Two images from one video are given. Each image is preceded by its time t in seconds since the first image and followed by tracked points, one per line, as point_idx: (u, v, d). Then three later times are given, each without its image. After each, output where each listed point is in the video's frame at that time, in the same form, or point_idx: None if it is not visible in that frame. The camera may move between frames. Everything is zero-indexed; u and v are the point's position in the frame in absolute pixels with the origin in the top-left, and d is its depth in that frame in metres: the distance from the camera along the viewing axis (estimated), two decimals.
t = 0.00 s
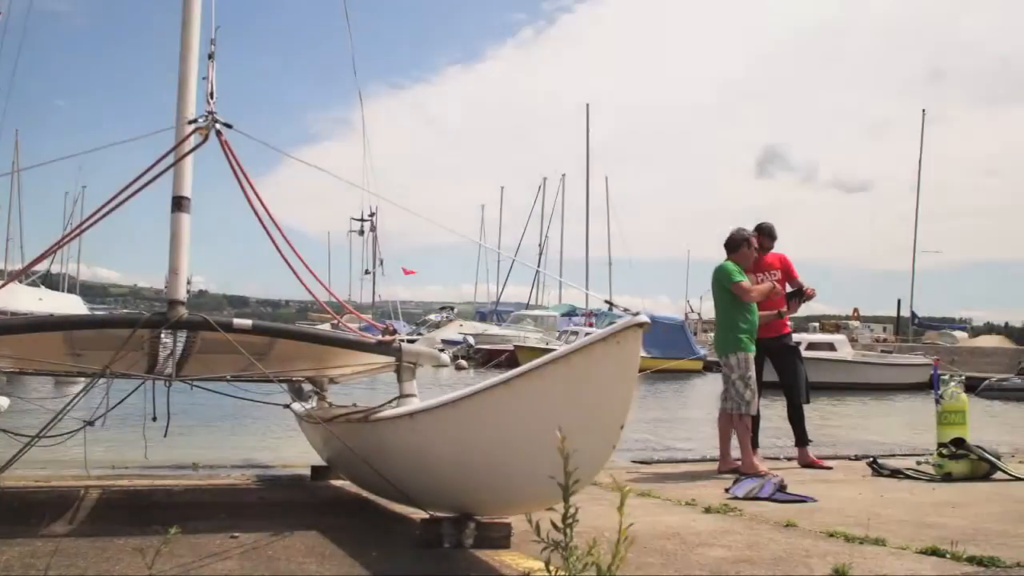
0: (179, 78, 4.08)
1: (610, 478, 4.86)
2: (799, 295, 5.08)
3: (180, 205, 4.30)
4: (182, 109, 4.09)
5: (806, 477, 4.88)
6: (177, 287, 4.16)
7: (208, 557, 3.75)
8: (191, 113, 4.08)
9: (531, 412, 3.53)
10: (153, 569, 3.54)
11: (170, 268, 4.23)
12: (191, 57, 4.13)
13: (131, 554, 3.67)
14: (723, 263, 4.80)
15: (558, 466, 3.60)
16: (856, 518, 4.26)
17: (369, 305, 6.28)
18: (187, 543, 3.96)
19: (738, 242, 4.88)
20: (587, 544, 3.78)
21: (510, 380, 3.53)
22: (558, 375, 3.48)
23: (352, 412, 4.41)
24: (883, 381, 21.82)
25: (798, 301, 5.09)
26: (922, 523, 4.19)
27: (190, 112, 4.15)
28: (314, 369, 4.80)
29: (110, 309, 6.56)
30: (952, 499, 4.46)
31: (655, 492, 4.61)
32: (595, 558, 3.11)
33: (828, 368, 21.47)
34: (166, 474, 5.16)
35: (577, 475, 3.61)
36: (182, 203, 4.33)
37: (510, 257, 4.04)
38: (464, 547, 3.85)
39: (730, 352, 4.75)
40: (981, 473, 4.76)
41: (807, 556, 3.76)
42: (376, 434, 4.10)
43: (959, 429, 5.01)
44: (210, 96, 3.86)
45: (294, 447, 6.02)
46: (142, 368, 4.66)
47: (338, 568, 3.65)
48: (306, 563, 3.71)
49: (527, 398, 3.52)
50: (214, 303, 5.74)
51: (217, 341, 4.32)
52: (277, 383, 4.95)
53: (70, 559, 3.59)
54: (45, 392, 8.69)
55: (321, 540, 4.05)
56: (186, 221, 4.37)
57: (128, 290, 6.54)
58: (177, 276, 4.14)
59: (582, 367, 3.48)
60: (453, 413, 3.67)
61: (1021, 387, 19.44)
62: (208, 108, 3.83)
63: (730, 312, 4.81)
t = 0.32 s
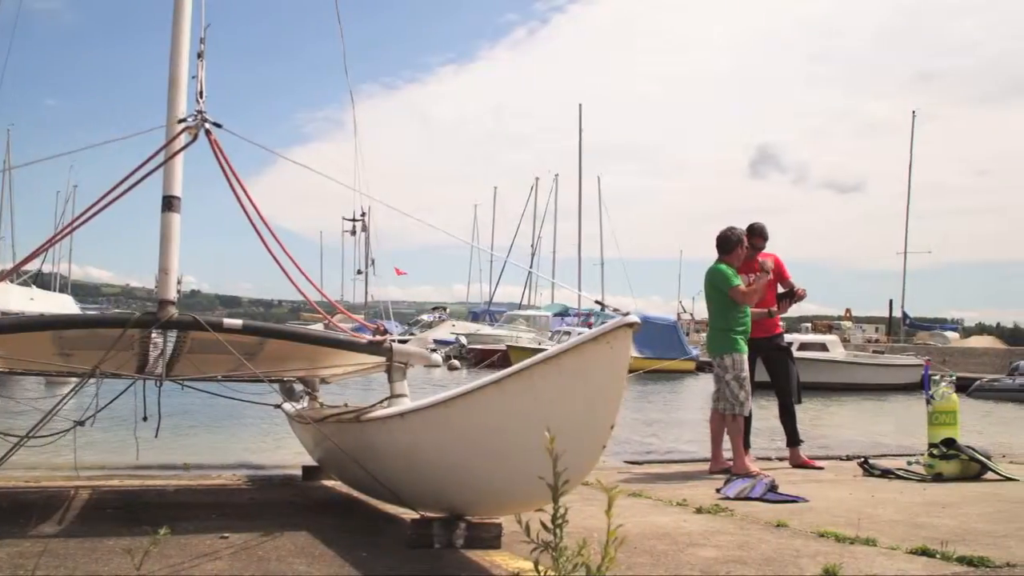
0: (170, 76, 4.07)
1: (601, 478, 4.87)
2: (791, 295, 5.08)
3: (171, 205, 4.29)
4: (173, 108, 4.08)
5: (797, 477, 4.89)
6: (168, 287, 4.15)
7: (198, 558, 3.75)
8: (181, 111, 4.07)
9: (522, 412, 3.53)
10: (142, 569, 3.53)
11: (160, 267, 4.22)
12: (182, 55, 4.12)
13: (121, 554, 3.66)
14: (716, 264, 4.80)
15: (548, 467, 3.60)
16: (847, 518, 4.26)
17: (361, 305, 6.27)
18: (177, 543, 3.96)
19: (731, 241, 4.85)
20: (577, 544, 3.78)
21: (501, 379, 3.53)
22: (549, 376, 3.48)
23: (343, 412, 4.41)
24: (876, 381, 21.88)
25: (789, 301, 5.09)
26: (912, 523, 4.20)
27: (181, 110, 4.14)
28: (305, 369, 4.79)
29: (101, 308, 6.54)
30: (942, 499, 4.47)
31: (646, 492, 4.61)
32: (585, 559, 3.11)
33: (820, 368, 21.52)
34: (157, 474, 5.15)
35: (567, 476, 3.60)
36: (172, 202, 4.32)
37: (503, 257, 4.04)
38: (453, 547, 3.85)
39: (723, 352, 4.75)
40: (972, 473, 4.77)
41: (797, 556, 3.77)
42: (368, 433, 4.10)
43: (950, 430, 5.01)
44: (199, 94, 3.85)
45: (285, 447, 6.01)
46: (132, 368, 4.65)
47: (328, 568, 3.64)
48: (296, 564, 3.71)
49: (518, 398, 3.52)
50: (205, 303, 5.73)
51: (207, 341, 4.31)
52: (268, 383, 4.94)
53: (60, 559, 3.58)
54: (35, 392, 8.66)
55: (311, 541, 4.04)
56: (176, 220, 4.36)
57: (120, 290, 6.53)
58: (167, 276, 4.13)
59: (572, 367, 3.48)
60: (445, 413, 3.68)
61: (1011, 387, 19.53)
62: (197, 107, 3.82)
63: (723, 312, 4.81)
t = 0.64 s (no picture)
0: (159, 74, 4.06)
1: (592, 478, 4.87)
2: (781, 297, 5.10)
3: (160, 204, 4.28)
4: (162, 106, 4.07)
5: (787, 477, 4.89)
6: (156, 286, 4.13)
7: (186, 558, 3.73)
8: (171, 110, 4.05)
9: (511, 412, 3.52)
10: (129, 570, 3.51)
11: (149, 266, 4.21)
12: (171, 54, 4.11)
13: (108, 554, 3.65)
14: (709, 264, 4.79)
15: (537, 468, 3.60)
16: (836, 518, 4.27)
17: (351, 305, 6.26)
18: (166, 543, 3.95)
19: (724, 242, 4.85)
20: (566, 545, 3.77)
21: (489, 379, 3.53)
22: (536, 376, 3.48)
23: (332, 413, 4.40)
24: (868, 381, 21.94)
25: (780, 302, 5.11)
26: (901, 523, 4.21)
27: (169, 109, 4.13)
28: (294, 369, 4.78)
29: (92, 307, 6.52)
30: (931, 499, 4.48)
31: (636, 492, 4.61)
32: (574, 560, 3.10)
33: (812, 368, 21.58)
34: (146, 474, 5.14)
35: (555, 477, 3.59)
36: (161, 201, 4.31)
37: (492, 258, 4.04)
38: (443, 547, 3.84)
39: (714, 353, 4.75)
40: (961, 473, 4.78)
41: (786, 556, 3.77)
42: (357, 433, 4.10)
43: (939, 430, 5.02)
44: (187, 93, 3.84)
45: (275, 447, 6.00)
46: (121, 368, 4.63)
47: (317, 568, 3.64)
48: (285, 564, 3.69)
49: (506, 398, 3.52)
50: (196, 303, 5.70)
51: (196, 341, 4.30)
52: (258, 383, 4.93)
53: (47, 559, 3.57)
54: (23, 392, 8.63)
55: (300, 541, 4.04)
56: (165, 219, 4.34)
57: (111, 290, 6.50)
58: (155, 275, 4.12)
59: (560, 368, 3.47)
60: (434, 414, 3.68)
61: (1001, 387, 19.62)
62: (185, 105, 3.81)
63: (715, 313, 4.81)
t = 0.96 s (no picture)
0: (146, 73, 4.04)
1: (580, 478, 4.87)
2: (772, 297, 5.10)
3: (146, 203, 4.26)
4: (149, 105, 4.05)
5: (776, 477, 4.90)
6: (143, 286, 4.12)
7: (173, 559, 3.72)
8: (158, 108, 4.03)
9: (498, 412, 3.52)
10: (114, 571, 3.49)
11: (136, 266, 4.19)
12: (158, 53, 4.08)
13: (94, 555, 3.64)
14: (695, 264, 4.80)
15: (524, 468, 3.59)
16: (824, 518, 4.27)
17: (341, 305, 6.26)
18: (152, 543, 3.93)
19: (713, 242, 4.85)
20: (553, 545, 3.77)
21: (476, 379, 3.52)
22: (523, 376, 3.47)
23: (320, 413, 4.39)
24: (859, 381, 22.03)
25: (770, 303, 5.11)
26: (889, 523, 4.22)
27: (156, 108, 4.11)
28: (282, 369, 4.76)
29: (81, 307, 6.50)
30: (919, 499, 4.49)
31: (625, 492, 4.61)
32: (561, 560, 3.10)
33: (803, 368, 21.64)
34: (134, 475, 5.12)
35: (542, 478, 3.58)
36: (148, 200, 4.29)
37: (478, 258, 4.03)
38: (430, 548, 3.84)
39: (701, 353, 4.76)
40: (949, 472, 4.79)
41: (774, 556, 3.78)
42: (345, 434, 4.08)
43: (928, 430, 5.03)
44: (173, 92, 3.82)
45: (264, 447, 5.99)
46: (108, 367, 4.61)
47: (304, 569, 3.62)
48: (271, 565, 3.68)
49: (492, 398, 3.51)
50: (185, 303, 5.68)
51: (183, 341, 4.29)
52: (246, 383, 4.91)
53: (32, 560, 3.55)
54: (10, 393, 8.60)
55: (287, 541, 4.03)
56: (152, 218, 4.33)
57: (100, 290, 6.47)
58: (142, 275, 4.11)
59: (547, 367, 3.46)
60: (421, 414, 3.67)
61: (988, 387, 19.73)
62: (171, 104, 3.79)
63: (701, 313, 4.81)
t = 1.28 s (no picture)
0: (133, 71, 4.01)
1: (568, 478, 4.86)
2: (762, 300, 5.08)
3: (132, 202, 4.24)
4: (135, 103, 4.02)
5: (764, 478, 4.90)
6: (129, 285, 4.10)
7: (157, 560, 3.70)
8: (143, 106, 4.01)
9: (484, 412, 3.51)
10: (96, 571, 3.47)
11: (122, 265, 4.18)
12: (144, 50, 4.05)
13: (78, 555, 3.62)
14: (682, 264, 4.80)
15: (509, 468, 3.58)
16: (811, 518, 4.28)
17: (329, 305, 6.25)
18: (137, 544, 3.91)
19: (700, 244, 4.87)
20: (539, 545, 3.76)
21: (462, 379, 3.52)
22: (508, 376, 3.47)
23: (307, 413, 4.38)
24: (848, 382, 22.09)
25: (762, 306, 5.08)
26: (876, 523, 4.22)
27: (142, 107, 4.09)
28: (269, 369, 4.75)
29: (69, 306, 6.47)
30: (906, 499, 4.50)
31: (612, 492, 4.61)
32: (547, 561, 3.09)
33: (792, 369, 21.71)
34: (120, 475, 5.10)
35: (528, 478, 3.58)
36: (134, 200, 4.28)
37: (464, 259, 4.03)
38: (417, 549, 3.82)
39: (687, 353, 4.76)
40: (936, 473, 4.80)
41: (760, 556, 3.78)
42: (331, 434, 4.08)
43: (914, 430, 5.04)
44: (158, 91, 3.80)
45: (251, 447, 5.97)
46: (93, 367, 4.59)
47: (288, 569, 3.61)
48: (255, 565, 3.67)
49: (479, 398, 3.51)
50: (173, 302, 5.65)
51: (168, 341, 4.27)
52: (232, 382, 4.90)
53: (15, 560, 3.53)
54: None
55: (273, 541, 4.02)
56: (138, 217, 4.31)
57: (88, 290, 6.45)
58: (127, 275, 4.09)
59: (532, 368, 3.46)
60: (407, 414, 3.66)
61: (976, 388, 19.82)
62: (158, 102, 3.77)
63: (688, 313, 4.82)
